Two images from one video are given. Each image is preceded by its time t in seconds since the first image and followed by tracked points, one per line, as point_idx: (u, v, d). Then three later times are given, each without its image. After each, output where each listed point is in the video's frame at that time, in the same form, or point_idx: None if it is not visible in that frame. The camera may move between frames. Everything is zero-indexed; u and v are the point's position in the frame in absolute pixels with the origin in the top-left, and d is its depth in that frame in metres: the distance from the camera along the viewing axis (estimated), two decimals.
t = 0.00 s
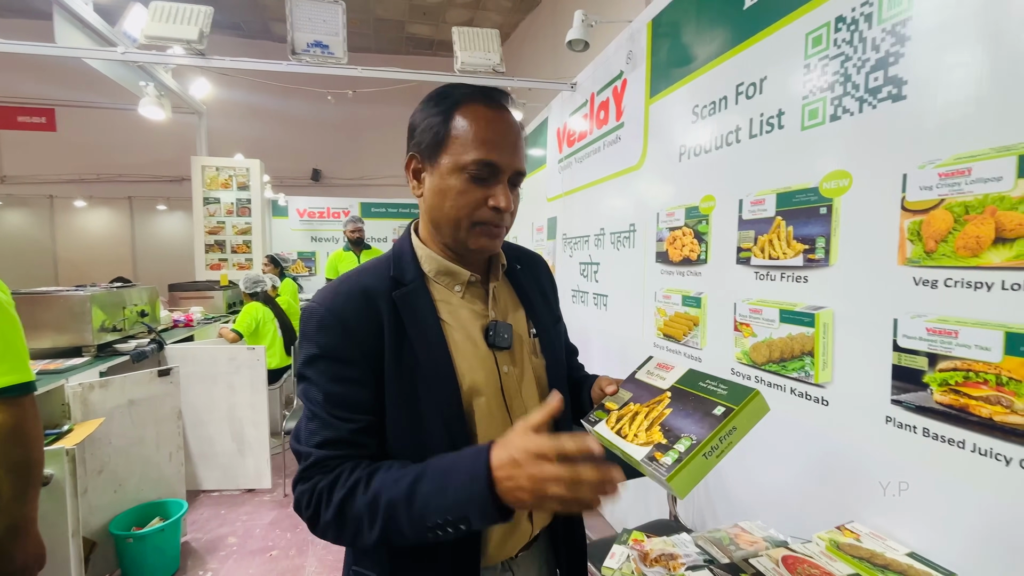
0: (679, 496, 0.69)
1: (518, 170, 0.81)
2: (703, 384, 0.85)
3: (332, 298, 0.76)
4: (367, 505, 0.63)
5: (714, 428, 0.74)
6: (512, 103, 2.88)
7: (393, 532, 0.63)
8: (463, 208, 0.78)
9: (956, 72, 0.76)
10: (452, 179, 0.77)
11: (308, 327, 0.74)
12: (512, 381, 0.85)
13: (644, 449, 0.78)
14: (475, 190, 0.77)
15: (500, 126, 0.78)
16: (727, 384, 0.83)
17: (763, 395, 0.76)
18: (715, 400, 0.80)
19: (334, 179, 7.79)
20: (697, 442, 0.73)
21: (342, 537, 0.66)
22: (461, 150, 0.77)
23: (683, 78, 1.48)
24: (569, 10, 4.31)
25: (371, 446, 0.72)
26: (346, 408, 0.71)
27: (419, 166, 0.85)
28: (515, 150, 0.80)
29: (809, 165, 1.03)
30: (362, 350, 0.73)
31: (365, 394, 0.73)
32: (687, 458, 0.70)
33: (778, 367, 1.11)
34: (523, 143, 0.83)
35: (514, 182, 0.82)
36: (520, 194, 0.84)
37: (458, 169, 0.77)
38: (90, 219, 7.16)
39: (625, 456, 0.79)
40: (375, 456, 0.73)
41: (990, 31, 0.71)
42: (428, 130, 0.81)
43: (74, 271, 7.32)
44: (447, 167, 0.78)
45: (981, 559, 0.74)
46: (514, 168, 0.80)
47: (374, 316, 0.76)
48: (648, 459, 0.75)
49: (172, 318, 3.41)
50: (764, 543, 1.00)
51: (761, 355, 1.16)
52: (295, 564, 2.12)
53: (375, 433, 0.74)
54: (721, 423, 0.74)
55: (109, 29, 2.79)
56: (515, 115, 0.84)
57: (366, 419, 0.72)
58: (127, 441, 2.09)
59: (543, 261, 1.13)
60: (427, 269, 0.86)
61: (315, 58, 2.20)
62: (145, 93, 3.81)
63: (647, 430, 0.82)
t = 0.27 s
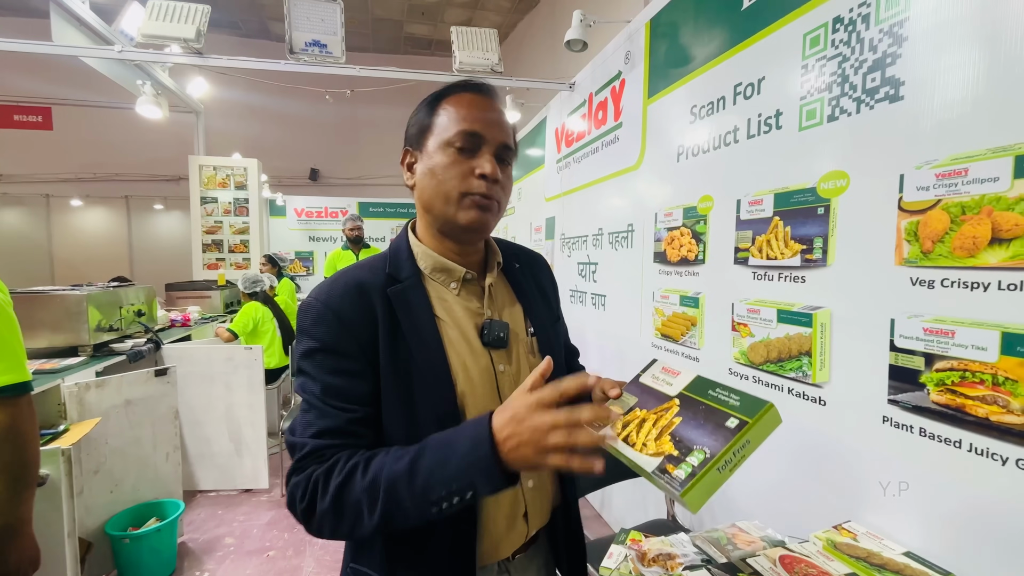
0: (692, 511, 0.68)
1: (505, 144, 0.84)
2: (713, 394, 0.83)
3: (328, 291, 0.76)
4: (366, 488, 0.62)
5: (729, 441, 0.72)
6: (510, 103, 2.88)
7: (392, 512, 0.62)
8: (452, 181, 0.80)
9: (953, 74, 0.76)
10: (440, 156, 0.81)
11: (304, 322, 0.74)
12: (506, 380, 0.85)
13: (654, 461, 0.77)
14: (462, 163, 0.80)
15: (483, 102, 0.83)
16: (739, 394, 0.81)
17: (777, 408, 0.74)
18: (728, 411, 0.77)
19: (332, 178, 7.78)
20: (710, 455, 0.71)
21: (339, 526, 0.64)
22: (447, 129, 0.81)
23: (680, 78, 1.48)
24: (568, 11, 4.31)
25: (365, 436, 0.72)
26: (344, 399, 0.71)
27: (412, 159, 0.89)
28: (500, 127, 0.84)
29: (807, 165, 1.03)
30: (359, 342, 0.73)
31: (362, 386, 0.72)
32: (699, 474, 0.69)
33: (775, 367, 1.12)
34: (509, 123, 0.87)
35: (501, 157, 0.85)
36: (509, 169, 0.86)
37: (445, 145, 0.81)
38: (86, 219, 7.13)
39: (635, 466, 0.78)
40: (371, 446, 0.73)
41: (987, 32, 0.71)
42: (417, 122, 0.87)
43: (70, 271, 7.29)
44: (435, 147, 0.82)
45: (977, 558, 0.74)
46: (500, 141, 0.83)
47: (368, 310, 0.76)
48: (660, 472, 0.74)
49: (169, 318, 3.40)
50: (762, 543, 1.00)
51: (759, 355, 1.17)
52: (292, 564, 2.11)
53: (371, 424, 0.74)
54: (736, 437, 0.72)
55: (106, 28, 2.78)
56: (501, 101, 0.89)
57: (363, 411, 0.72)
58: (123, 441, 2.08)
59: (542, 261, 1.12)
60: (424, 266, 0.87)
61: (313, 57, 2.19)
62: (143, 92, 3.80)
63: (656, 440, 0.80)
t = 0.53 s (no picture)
0: (700, 520, 0.67)
1: (481, 130, 0.88)
2: (724, 401, 0.83)
3: (329, 288, 0.77)
4: (363, 487, 0.61)
5: (740, 450, 0.71)
6: (512, 105, 2.89)
7: (388, 514, 0.60)
8: (434, 169, 0.84)
9: (954, 76, 0.76)
10: (422, 149, 0.85)
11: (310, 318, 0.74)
12: (506, 384, 0.85)
13: (661, 468, 0.76)
14: (441, 150, 0.84)
15: (455, 95, 0.88)
16: (750, 403, 0.82)
17: (790, 416, 0.74)
18: (739, 419, 0.78)
19: (333, 180, 7.80)
20: (721, 464, 0.70)
21: (327, 527, 0.63)
22: (425, 124, 0.86)
23: (682, 80, 1.48)
24: (569, 13, 4.32)
25: (360, 435, 0.72)
26: (339, 396, 0.70)
27: (400, 166, 0.94)
28: (475, 115, 0.88)
29: (809, 166, 1.03)
30: (358, 338, 0.74)
31: (359, 385, 0.73)
32: (709, 482, 0.68)
33: (777, 368, 1.12)
34: (485, 114, 0.91)
35: (481, 142, 0.88)
36: (490, 153, 0.89)
37: (423, 140, 0.86)
38: (88, 219, 7.15)
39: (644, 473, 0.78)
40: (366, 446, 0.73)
41: (989, 34, 0.72)
42: (399, 132, 0.94)
43: (72, 272, 7.30)
44: (416, 142, 0.87)
45: (979, 560, 0.74)
46: (476, 128, 0.87)
47: (368, 307, 0.77)
48: (667, 479, 0.73)
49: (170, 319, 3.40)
50: (763, 544, 1.00)
51: (760, 356, 1.17)
52: (292, 565, 2.11)
53: (366, 424, 0.74)
54: (747, 446, 0.71)
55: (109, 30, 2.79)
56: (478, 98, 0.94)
57: (358, 409, 0.72)
58: (125, 442, 2.08)
59: (545, 263, 1.12)
60: (424, 263, 0.88)
61: (316, 59, 2.20)
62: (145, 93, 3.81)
63: (664, 446, 0.80)
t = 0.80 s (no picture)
0: (704, 534, 0.65)
1: (465, 126, 0.86)
2: (731, 410, 0.82)
3: (321, 298, 0.77)
4: (358, 511, 0.61)
5: (747, 462, 0.69)
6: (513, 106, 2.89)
7: (383, 539, 0.60)
8: (420, 175, 0.84)
9: (956, 78, 0.77)
10: (406, 154, 0.85)
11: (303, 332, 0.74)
12: (505, 389, 0.85)
13: (665, 477, 0.73)
14: (425, 154, 0.84)
15: (436, 93, 0.87)
16: (757, 411, 0.80)
17: (800, 427, 0.72)
18: (746, 428, 0.76)
19: (334, 181, 7.81)
20: (727, 477, 0.69)
21: (325, 548, 0.63)
22: (407, 128, 0.86)
23: (683, 81, 1.49)
24: (569, 14, 4.33)
25: (356, 449, 0.72)
26: (334, 410, 0.71)
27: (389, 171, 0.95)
28: (458, 111, 0.86)
29: (810, 168, 1.03)
30: (352, 349, 0.74)
31: (353, 396, 0.73)
32: (715, 495, 0.66)
33: (779, 370, 1.12)
34: (469, 108, 0.89)
35: (465, 140, 0.87)
36: (477, 150, 0.87)
37: (407, 145, 0.86)
38: (89, 220, 7.15)
39: (644, 482, 0.75)
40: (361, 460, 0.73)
41: (991, 37, 0.72)
42: (384, 135, 0.94)
43: (73, 273, 7.31)
44: (400, 148, 0.87)
45: (983, 562, 0.74)
46: (459, 125, 0.86)
47: (362, 315, 0.77)
48: (670, 490, 0.70)
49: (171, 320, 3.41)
50: (766, 546, 1.00)
51: (762, 358, 1.17)
52: (294, 566, 2.11)
53: (362, 436, 0.74)
54: (756, 457, 0.69)
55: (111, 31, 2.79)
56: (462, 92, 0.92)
57: (352, 421, 0.72)
58: (127, 443, 2.08)
59: (545, 264, 1.12)
60: (419, 268, 0.88)
61: (317, 60, 2.20)
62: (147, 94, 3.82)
63: (667, 455, 0.78)
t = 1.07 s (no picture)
0: (697, 541, 0.63)
1: (449, 128, 0.84)
2: (726, 412, 0.81)
3: (306, 304, 0.77)
4: (335, 529, 0.62)
5: (742, 465, 0.68)
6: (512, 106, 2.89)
7: (359, 558, 0.61)
8: (404, 181, 0.83)
9: (954, 79, 0.77)
10: (390, 159, 0.84)
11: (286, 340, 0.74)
12: (500, 393, 0.85)
13: (658, 482, 0.72)
14: (408, 160, 0.83)
15: (420, 94, 0.85)
16: (753, 413, 0.79)
17: (796, 430, 0.72)
18: (742, 431, 0.75)
19: (332, 181, 7.80)
20: (721, 482, 0.67)
21: (308, 560, 0.65)
22: (390, 131, 0.85)
23: (682, 82, 1.49)
24: (567, 14, 4.34)
25: (342, 460, 0.72)
26: (319, 420, 0.71)
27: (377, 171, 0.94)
28: (442, 113, 0.84)
29: (809, 168, 1.04)
30: (336, 358, 0.74)
31: (339, 405, 0.73)
32: (708, 500, 0.65)
33: (778, 370, 1.12)
34: (455, 107, 0.86)
35: (450, 143, 0.85)
36: (463, 154, 0.85)
37: (391, 148, 0.84)
38: (87, 220, 7.14)
39: (636, 485, 0.74)
40: (348, 471, 0.73)
41: (989, 38, 0.72)
42: (371, 132, 0.92)
43: (71, 273, 7.29)
44: (384, 151, 0.86)
45: (983, 561, 0.75)
46: (443, 128, 0.83)
47: (348, 321, 0.77)
48: (663, 495, 0.69)
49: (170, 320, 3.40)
50: (766, 545, 1.00)
51: (762, 357, 1.17)
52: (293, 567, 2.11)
53: (350, 445, 0.75)
54: (751, 461, 0.68)
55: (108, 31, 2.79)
56: (449, 88, 0.89)
57: (338, 432, 0.72)
58: (125, 444, 2.08)
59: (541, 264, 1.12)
60: (410, 271, 0.88)
61: (316, 60, 2.20)
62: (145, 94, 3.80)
63: (661, 459, 0.77)
